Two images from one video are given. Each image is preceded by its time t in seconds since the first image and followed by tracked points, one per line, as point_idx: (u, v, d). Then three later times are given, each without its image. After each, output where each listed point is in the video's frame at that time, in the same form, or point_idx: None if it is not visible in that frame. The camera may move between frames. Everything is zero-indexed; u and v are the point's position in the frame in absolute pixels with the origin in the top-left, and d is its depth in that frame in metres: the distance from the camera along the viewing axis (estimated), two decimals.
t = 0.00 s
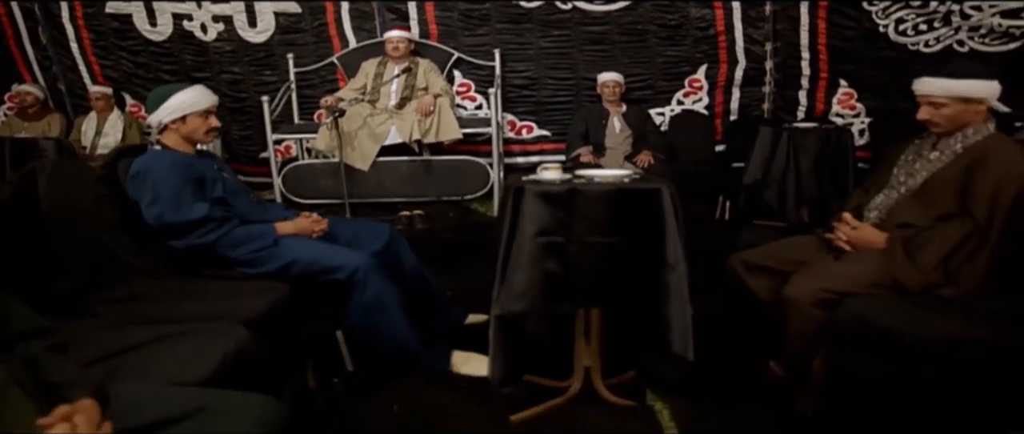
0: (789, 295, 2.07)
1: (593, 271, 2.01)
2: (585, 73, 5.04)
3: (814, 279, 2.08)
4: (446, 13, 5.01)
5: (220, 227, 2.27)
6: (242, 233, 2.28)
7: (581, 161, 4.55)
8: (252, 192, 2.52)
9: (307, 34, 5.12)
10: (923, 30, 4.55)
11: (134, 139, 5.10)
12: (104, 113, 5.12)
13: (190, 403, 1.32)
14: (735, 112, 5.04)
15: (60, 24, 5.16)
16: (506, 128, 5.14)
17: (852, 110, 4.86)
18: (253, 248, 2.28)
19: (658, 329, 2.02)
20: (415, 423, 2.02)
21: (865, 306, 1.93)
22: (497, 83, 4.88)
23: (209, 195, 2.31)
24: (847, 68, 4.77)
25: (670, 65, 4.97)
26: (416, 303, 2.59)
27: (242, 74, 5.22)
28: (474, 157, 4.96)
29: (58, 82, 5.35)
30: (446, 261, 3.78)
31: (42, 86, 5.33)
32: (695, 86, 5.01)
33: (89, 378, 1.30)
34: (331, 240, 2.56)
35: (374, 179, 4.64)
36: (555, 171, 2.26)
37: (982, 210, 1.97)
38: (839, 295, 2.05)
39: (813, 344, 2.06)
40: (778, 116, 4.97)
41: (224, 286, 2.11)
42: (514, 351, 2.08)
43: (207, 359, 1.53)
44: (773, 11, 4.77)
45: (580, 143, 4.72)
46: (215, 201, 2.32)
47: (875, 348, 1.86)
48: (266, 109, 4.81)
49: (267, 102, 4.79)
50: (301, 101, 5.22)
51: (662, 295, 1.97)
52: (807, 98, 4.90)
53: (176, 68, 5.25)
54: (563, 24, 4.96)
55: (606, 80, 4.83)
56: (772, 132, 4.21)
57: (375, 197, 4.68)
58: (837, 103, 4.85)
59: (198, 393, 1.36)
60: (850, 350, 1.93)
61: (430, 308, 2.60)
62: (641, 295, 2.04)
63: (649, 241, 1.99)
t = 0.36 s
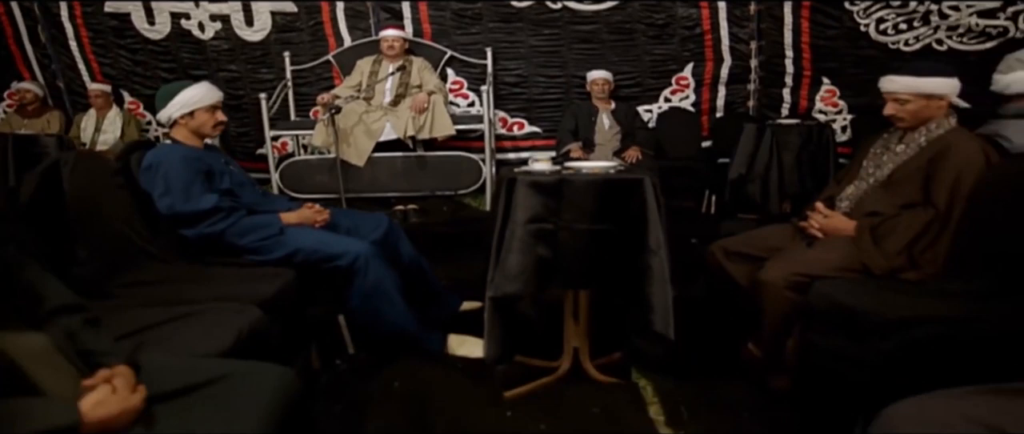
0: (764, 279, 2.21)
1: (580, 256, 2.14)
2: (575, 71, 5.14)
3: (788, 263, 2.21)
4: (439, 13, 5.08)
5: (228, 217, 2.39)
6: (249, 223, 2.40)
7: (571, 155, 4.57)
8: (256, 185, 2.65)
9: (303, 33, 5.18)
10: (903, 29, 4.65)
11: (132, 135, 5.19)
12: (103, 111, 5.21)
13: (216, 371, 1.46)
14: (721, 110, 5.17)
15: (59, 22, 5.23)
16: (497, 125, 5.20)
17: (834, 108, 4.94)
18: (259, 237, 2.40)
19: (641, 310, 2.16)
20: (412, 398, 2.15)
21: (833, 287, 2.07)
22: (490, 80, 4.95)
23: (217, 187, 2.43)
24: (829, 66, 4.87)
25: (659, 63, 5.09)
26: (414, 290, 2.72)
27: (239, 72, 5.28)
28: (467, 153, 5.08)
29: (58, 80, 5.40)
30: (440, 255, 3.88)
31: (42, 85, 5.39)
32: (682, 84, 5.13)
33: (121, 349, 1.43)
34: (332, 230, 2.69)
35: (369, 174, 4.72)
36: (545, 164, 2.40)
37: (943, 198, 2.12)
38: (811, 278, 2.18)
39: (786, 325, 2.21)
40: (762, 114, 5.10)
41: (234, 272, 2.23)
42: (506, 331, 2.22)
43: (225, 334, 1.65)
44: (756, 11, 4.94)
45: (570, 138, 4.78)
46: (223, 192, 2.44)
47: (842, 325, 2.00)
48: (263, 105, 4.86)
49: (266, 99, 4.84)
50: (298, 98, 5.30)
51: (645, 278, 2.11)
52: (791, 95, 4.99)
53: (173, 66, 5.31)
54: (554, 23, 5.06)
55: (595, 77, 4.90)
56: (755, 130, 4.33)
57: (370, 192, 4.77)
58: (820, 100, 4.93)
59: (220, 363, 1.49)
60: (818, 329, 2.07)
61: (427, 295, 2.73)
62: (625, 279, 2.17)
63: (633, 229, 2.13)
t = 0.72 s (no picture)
0: (741, 263, 2.36)
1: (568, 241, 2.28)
2: (564, 69, 5.20)
3: (764, 249, 2.36)
4: (432, 12, 5.18)
5: (235, 207, 2.51)
6: (255, 213, 2.53)
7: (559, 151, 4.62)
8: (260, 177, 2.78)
9: (299, 31, 5.25)
10: (884, 28, 4.81)
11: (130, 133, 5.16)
12: (102, 109, 5.18)
13: (236, 341, 1.60)
14: (707, 105, 5.19)
15: (58, 21, 5.29)
16: (489, 121, 5.27)
17: (817, 104, 5.06)
18: (265, 226, 2.52)
19: (626, 292, 2.29)
20: (411, 377, 2.28)
21: (806, 271, 2.21)
22: (481, 78, 5.04)
23: (225, 178, 2.56)
24: (812, 64, 5.00)
25: (647, 61, 5.14)
26: (411, 278, 2.84)
27: (235, 70, 5.34)
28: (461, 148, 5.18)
29: (57, 78, 5.44)
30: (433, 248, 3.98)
31: (41, 82, 5.41)
32: (669, 82, 5.18)
33: (148, 323, 1.56)
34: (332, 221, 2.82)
35: (364, 169, 4.77)
36: (536, 156, 2.53)
37: (908, 186, 2.26)
38: (785, 262, 2.33)
39: (762, 307, 2.36)
40: (748, 110, 5.15)
41: (242, 258, 2.37)
42: (499, 313, 2.36)
43: (239, 310, 1.78)
44: (741, 10, 5.00)
45: (560, 135, 4.87)
46: (230, 184, 2.57)
47: (814, 307, 2.14)
48: (262, 103, 5.01)
49: (264, 97, 5.00)
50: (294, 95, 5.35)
51: (629, 263, 2.25)
52: (776, 92, 5.08)
53: (171, 64, 5.36)
54: (544, 22, 5.13)
55: (584, 75, 4.97)
56: (738, 128, 4.46)
57: (365, 186, 4.80)
58: (803, 96, 5.04)
59: (239, 336, 1.62)
60: (791, 310, 2.22)
61: (424, 282, 2.86)
62: (611, 262, 2.31)
63: (618, 216, 2.26)
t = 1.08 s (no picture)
0: (722, 249, 2.50)
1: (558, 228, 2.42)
2: (555, 66, 5.26)
3: (743, 235, 2.50)
4: (425, 11, 5.21)
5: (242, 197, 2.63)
6: (261, 202, 2.65)
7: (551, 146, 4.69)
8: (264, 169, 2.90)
9: (295, 29, 5.29)
10: (866, 27, 4.94)
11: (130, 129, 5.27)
12: (101, 105, 5.27)
13: (248, 317, 1.72)
14: (696, 103, 5.24)
15: (58, 19, 5.26)
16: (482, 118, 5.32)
17: (802, 101, 5.16)
18: (271, 215, 2.65)
19: (613, 276, 2.44)
20: (414, 357, 2.41)
21: (781, 256, 2.35)
22: (473, 76, 5.09)
23: (232, 170, 2.68)
24: (797, 62, 5.09)
25: (637, 59, 5.21)
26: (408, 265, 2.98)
27: (232, 67, 5.36)
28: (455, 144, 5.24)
29: (57, 75, 5.41)
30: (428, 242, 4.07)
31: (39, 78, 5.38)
32: (658, 79, 5.24)
33: (171, 300, 1.69)
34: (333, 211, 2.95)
35: (359, 164, 4.84)
36: (528, 148, 2.67)
37: (877, 178, 2.40)
38: (762, 248, 2.47)
39: (741, 290, 2.51)
40: (733, 107, 5.21)
41: (251, 244, 2.51)
42: (493, 296, 2.50)
43: (253, 290, 1.91)
44: (728, 9, 5.06)
45: (551, 131, 4.93)
46: (237, 175, 2.69)
47: (790, 289, 2.29)
48: (257, 99, 5.02)
49: (260, 93, 5.01)
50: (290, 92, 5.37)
51: (616, 248, 2.39)
52: (761, 89, 5.15)
53: (169, 61, 5.36)
54: (535, 20, 5.19)
55: (575, 72, 5.04)
56: (723, 123, 4.53)
57: (361, 181, 4.89)
58: (788, 94, 5.13)
59: (251, 313, 1.75)
60: (768, 293, 2.36)
61: (420, 270, 2.99)
62: (599, 248, 2.45)
63: (606, 204, 2.40)
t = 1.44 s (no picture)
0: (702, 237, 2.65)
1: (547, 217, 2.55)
2: (544, 65, 5.36)
3: (722, 225, 2.65)
4: (417, 11, 5.28)
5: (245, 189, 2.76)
6: (263, 194, 2.78)
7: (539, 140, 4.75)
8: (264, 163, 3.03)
9: (289, 29, 5.30)
10: (846, 27, 5.06)
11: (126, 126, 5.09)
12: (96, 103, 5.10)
13: (258, 298, 1.86)
14: (680, 100, 5.37)
15: (54, 18, 5.18)
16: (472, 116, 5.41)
17: (784, 99, 5.27)
18: (273, 207, 2.77)
19: (599, 263, 2.58)
20: (411, 341, 2.53)
21: (757, 243, 2.49)
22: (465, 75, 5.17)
23: (235, 163, 2.81)
24: (778, 61, 5.18)
25: (624, 58, 5.31)
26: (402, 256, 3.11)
27: (228, 66, 5.34)
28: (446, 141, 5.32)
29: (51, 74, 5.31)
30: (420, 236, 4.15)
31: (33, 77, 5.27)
32: (644, 77, 5.35)
33: (187, 282, 1.82)
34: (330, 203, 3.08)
35: (353, 161, 4.91)
36: (518, 142, 2.80)
37: (848, 170, 2.55)
38: (740, 236, 2.62)
39: (719, 275, 2.66)
40: (718, 104, 5.32)
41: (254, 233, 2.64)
42: (485, 281, 2.64)
43: (261, 274, 2.04)
44: (712, 10, 5.17)
45: (541, 128, 5.01)
46: (240, 168, 2.82)
47: (767, 274, 2.43)
48: (254, 97, 5.09)
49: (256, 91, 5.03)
50: (284, 90, 5.39)
51: (601, 237, 2.53)
52: (744, 87, 5.25)
53: (165, 60, 5.32)
54: (524, 20, 5.28)
55: (563, 71, 5.16)
56: (707, 121, 4.49)
57: (354, 177, 4.95)
58: (771, 92, 5.22)
59: (260, 294, 1.88)
60: (748, 279, 2.49)
61: (414, 260, 3.11)
62: (586, 237, 2.59)
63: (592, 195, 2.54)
